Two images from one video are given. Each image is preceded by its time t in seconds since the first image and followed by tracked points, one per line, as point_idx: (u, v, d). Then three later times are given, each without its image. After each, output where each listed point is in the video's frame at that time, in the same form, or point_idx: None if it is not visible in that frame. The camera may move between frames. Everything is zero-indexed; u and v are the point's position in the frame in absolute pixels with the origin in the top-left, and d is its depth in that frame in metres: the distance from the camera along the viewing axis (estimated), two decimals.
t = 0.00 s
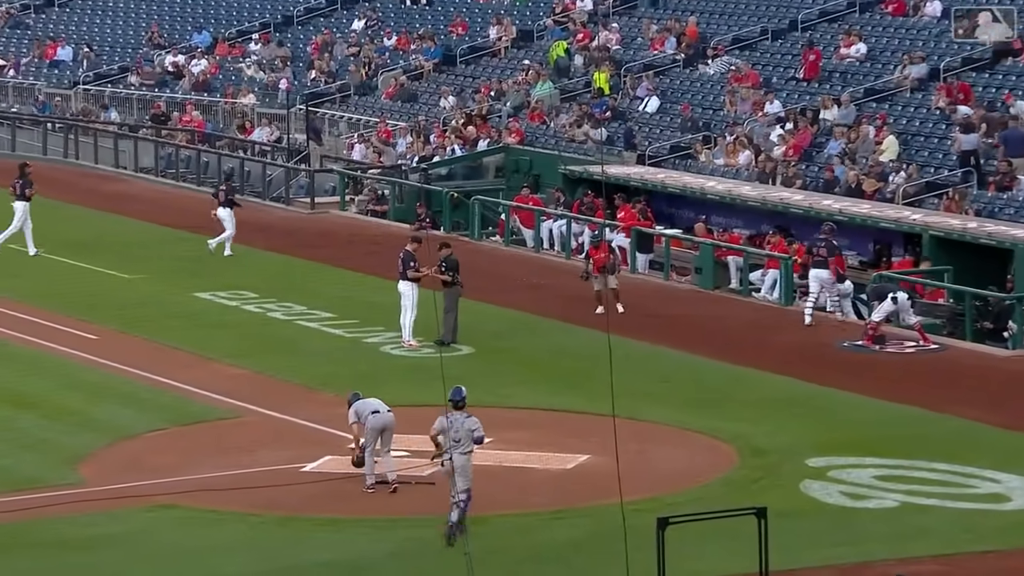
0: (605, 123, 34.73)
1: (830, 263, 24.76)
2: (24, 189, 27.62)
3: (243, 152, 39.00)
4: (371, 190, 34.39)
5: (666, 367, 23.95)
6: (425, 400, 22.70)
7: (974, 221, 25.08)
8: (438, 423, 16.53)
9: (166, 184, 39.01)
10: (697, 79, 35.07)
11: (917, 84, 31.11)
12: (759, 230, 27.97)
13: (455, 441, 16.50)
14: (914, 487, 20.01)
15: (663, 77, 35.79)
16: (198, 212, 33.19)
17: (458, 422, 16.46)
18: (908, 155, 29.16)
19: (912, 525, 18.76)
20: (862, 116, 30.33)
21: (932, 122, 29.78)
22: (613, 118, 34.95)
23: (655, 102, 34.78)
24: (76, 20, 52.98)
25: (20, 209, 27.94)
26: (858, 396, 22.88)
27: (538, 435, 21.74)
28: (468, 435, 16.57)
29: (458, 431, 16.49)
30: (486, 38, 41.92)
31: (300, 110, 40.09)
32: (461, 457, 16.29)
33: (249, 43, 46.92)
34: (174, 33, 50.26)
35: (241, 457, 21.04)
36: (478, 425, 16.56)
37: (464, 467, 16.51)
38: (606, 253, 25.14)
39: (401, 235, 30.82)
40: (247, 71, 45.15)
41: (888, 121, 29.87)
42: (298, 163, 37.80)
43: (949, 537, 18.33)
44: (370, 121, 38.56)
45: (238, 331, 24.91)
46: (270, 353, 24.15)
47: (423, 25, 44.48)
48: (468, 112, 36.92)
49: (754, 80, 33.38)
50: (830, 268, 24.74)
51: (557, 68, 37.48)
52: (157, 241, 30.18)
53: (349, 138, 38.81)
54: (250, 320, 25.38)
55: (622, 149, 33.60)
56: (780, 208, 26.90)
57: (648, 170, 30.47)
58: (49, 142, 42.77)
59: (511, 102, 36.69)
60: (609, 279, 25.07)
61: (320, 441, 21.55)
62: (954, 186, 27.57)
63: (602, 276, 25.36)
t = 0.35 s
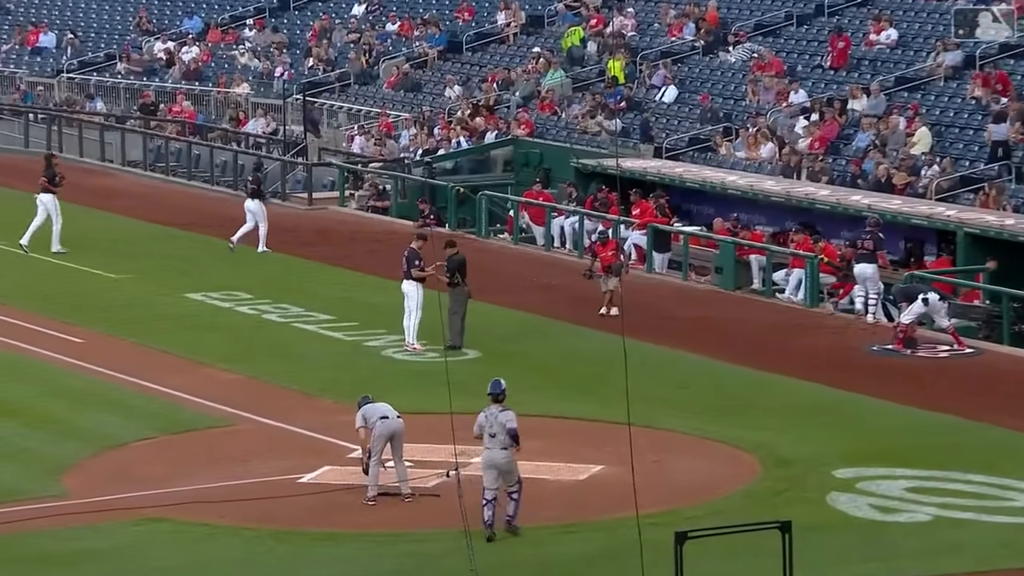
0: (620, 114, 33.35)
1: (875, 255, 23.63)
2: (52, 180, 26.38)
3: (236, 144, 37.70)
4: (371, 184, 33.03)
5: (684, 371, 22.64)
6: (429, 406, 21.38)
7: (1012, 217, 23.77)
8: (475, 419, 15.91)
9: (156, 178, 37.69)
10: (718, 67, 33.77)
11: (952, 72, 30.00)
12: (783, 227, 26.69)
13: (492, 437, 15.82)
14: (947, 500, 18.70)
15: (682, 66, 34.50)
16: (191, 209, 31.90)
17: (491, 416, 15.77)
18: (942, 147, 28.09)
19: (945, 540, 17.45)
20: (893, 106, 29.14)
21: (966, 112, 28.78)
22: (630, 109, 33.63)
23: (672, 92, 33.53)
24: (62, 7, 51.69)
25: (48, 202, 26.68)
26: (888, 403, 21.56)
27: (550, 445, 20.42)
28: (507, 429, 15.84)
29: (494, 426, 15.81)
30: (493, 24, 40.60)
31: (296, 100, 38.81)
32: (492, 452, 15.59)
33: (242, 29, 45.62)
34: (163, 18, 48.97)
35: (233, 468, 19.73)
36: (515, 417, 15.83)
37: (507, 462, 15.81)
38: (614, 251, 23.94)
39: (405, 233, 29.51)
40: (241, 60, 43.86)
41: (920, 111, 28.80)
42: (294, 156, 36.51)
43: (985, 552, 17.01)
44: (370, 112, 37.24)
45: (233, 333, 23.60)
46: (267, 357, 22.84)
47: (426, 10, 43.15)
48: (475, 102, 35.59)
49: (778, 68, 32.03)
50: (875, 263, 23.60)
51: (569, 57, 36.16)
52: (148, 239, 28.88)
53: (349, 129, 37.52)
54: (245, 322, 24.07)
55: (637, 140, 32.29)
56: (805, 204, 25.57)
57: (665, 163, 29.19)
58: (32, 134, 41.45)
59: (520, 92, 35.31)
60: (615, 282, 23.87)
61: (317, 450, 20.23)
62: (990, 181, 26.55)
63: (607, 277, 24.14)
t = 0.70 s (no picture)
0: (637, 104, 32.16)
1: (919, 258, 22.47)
2: (79, 179, 25.25)
3: (230, 138, 36.44)
4: (372, 179, 31.79)
5: (705, 378, 21.35)
6: (433, 415, 20.10)
7: None
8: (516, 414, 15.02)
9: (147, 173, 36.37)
10: (741, 55, 32.49)
11: (989, 61, 28.92)
12: (810, 226, 25.45)
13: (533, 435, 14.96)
14: (983, 515, 17.40)
15: (701, 55, 33.26)
16: (184, 207, 30.63)
17: (536, 414, 14.92)
18: (978, 141, 26.83)
19: (981, 558, 16.15)
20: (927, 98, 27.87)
21: (1003, 104, 27.52)
22: (648, 99, 32.41)
23: (691, 82, 32.08)
24: None
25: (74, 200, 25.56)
26: (922, 413, 20.27)
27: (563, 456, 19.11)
28: (549, 428, 15.01)
29: (537, 424, 14.96)
30: (502, 11, 39.23)
31: (292, 92, 37.61)
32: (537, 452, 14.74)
33: (236, 17, 44.28)
34: (153, 6, 47.63)
35: (223, 480, 18.45)
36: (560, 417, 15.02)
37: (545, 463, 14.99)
38: (621, 251, 22.74)
39: (410, 233, 28.29)
40: (234, 48, 42.54)
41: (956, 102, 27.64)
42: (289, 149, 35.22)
43: None
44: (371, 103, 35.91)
45: (227, 338, 22.34)
46: (262, 363, 21.58)
47: None
48: (482, 93, 34.28)
49: (801, 55, 30.73)
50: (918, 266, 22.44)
51: (583, 44, 34.88)
52: (138, 238, 27.62)
53: (350, 121, 36.23)
54: (239, 326, 22.80)
55: (655, 134, 31.17)
56: (834, 201, 24.31)
57: (683, 158, 27.92)
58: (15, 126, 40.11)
59: (531, 82, 33.90)
60: (623, 285, 22.71)
61: (314, 462, 18.93)
62: None
63: (612, 278, 22.95)
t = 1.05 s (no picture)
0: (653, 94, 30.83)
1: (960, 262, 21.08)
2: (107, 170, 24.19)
3: (219, 130, 34.55)
4: (372, 175, 29.91)
5: (727, 385, 20.05)
6: (436, 425, 18.82)
7: None
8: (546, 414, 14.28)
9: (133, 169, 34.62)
10: (765, 41, 31.18)
11: None
12: (838, 223, 24.18)
13: (565, 435, 14.21)
14: None
15: (721, 40, 31.96)
16: (174, 203, 29.30)
17: (564, 413, 14.14)
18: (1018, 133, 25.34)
19: None
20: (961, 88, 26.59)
21: None
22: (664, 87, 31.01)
23: (712, 70, 30.82)
24: None
25: (103, 193, 24.41)
26: (960, 422, 18.96)
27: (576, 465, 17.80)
28: (581, 425, 14.23)
29: (567, 423, 14.18)
30: None
31: (288, 80, 36.24)
32: (569, 454, 13.99)
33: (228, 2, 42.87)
34: None
35: (211, 493, 17.15)
36: (591, 412, 14.22)
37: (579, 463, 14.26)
38: (628, 247, 21.40)
39: (413, 231, 27.00)
40: (225, 34, 41.13)
41: (995, 91, 26.34)
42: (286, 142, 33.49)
43: None
44: (370, 92, 34.40)
45: (217, 341, 21.06)
46: (254, 368, 20.31)
47: None
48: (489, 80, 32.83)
49: (832, 42, 29.47)
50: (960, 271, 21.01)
51: (596, 29, 33.41)
52: (125, 236, 26.31)
53: (348, 111, 34.86)
54: (230, 329, 21.53)
55: (673, 126, 29.80)
56: (864, 196, 23.05)
57: (703, 151, 26.61)
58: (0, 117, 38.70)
59: (541, 70, 32.41)
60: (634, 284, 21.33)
61: (308, 473, 17.65)
62: None
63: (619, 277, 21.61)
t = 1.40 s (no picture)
0: (671, 81, 28.94)
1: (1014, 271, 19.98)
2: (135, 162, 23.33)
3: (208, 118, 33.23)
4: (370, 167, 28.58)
5: (749, 392, 18.78)
6: (438, 436, 17.57)
7: None
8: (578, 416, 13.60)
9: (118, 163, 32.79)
10: (788, 21, 29.36)
11: None
12: (868, 220, 22.93)
13: (598, 437, 13.53)
14: None
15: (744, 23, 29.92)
16: (161, 198, 27.99)
17: (599, 414, 13.47)
18: None
19: None
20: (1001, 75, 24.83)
21: None
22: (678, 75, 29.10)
23: (733, 55, 28.94)
24: None
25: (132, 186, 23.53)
26: (999, 431, 17.70)
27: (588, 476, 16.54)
28: (615, 426, 13.57)
29: (601, 425, 13.51)
30: None
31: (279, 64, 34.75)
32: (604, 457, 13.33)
33: None
34: None
35: (196, 506, 15.89)
36: (626, 413, 13.56)
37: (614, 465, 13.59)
38: (642, 244, 20.18)
39: (414, 226, 25.75)
40: (213, 17, 39.64)
41: None
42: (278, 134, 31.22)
43: None
44: (369, 79, 32.93)
45: (205, 345, 19.83)
46: (245, 373, 19.09)
47: None
48: (496, 67, 31.20)
49: (861, 24, 27.56)
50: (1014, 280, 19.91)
51: (609, 11, 31.83)
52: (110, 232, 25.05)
53: (345, 100, 33.43)
54: (219, 332, 20.31)
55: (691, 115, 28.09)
56: (896, 190, 21.79)
57: (723, 142, 25.37)
58: None
59: (550, 55, 31.02)
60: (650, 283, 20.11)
61: (302, 485, 16.41)
62: None
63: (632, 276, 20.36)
